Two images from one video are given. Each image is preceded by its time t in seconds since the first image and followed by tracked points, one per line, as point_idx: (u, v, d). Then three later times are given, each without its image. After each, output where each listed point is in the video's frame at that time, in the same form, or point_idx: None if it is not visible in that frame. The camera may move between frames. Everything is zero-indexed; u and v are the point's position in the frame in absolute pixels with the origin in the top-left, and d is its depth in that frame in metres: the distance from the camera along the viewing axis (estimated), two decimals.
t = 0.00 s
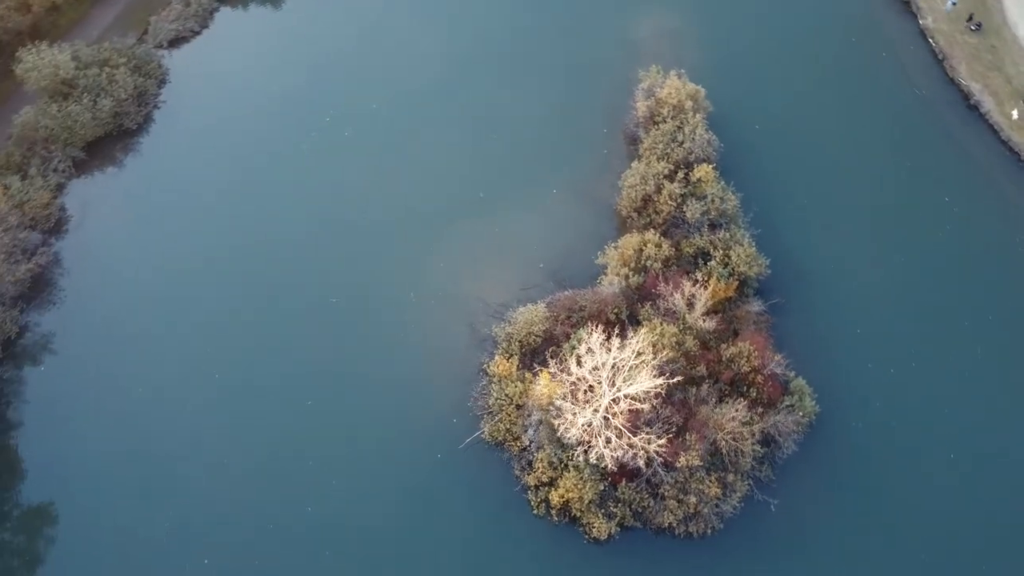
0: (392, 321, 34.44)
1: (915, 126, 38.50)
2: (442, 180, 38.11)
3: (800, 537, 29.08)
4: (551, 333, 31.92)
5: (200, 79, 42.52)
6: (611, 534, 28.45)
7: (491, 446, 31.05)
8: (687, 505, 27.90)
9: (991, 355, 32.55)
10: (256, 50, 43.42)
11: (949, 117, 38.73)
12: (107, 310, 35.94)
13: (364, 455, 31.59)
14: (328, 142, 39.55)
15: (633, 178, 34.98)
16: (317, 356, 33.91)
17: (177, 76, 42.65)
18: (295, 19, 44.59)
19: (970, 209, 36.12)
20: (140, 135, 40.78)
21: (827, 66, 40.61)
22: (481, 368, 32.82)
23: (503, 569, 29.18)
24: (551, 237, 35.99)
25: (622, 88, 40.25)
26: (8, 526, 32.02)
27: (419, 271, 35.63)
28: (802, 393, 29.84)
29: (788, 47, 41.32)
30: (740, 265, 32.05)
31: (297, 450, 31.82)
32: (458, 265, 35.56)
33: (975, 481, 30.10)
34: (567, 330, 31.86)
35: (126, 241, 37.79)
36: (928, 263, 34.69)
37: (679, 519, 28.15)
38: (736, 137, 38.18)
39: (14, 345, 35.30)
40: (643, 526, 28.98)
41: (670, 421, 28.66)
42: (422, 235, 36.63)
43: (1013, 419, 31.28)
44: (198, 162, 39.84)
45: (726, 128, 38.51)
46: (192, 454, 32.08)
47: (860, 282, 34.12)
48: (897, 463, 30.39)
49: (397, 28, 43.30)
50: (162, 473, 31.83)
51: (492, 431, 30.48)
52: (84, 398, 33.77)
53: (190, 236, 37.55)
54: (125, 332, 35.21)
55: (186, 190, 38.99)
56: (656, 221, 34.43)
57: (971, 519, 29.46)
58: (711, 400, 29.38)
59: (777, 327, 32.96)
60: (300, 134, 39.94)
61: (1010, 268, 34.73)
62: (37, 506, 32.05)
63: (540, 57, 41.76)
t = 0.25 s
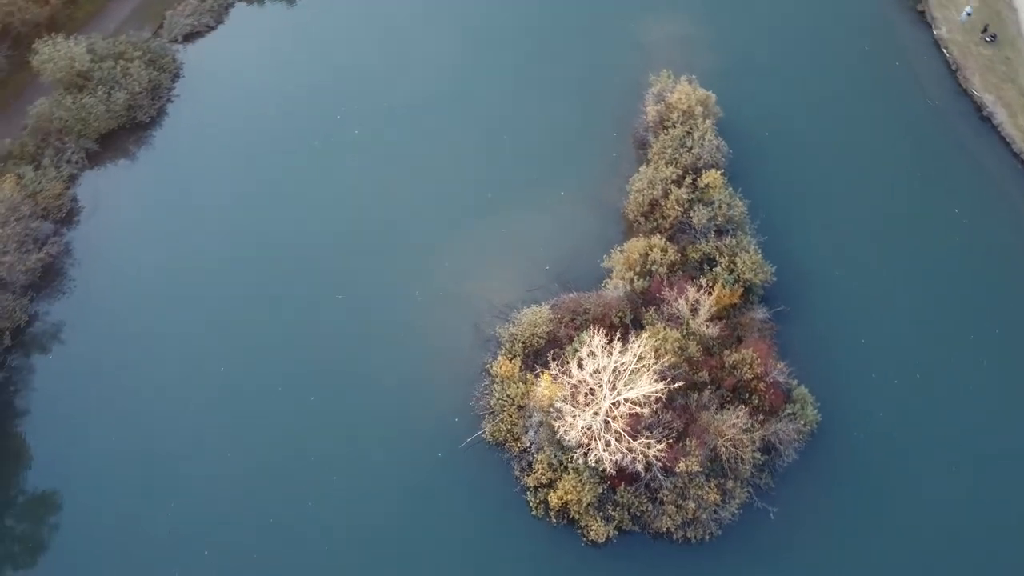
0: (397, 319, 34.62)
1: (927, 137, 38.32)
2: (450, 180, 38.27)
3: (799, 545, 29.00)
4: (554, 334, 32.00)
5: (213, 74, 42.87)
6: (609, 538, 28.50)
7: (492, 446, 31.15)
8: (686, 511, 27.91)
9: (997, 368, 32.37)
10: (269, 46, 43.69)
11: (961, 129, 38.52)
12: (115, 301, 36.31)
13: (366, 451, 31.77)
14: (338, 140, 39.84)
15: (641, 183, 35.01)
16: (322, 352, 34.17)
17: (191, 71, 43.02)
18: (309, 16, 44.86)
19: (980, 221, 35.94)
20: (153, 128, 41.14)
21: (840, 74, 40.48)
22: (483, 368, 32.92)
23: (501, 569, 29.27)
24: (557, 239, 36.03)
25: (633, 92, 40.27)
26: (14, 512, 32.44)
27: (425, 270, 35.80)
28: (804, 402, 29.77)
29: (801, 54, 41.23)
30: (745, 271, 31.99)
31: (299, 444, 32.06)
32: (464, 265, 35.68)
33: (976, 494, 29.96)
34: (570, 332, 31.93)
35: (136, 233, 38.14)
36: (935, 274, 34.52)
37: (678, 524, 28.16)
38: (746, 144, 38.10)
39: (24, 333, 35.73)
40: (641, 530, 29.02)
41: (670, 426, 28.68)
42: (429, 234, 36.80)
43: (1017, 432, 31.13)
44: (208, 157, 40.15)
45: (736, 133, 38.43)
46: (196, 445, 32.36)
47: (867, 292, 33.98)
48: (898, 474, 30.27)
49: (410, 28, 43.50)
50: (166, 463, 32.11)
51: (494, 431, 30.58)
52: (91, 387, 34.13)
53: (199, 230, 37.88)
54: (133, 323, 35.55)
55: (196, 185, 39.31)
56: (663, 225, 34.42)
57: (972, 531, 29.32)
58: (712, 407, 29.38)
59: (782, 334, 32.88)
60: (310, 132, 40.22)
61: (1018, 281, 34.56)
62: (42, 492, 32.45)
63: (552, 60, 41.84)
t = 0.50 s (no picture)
0: (403, 317, 34.84)
1: (940, 149, 38.14)
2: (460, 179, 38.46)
3: (796, 555, 28.97)
4: (558, 337, 32.10)
5: (229, 69, 43.25)
6: (606, 541, 28.58)
7: (492, 446, 31.29)
8: (683, 517, 27.95)
9: (1001, 383, 32.23)
10: (284, 42, 44.03)
11: (974, 143, 38.33)
12: (125, 291, 36.73)
13: (368, 448, 32.00)
14: (349, 137, 40.13)
15: (649, 188, 35.05)
16: (328, 347, 34.43)
17: (207, 65, 43.43)
18: (325, 12, 45.13)
19: (989, 235, 35.78)
20: (167, 120, 41.56)
21: (854, 84, 40.33)
22: (487, 368, 33.07)
23: (498, 568, 29.39)
24: (564, 242, 36.13)
25: (644, 96, 40.31)
26: (21, 496, 32.97)
27: (432, 269, 35.99)
28: (806, 412, 29.73)
29: (815, 63, 41.10)
30: (751, 279, 31.96)
31: (302, 439, 32.36)
32: (471, 265, 35.84)
33: (976, 509, 29.85)
34: (574, 335, 32.02)
35: (147, 224, 38.56)
36: (943, 288, 34.38)
37: (675, 530, 28.21)
38: (756, 151, 38.06)
39: (35, 320, 36.22)
40: (639, 534, 29.10)
41: (670, 432, 28.73)
42: (437, 233, 37.00)
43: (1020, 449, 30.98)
44: (221, 150, 40.51)
45: (747, 141, 38.40)
46: (200, 436, 32.71)
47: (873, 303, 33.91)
48: (898, 486, 30.20)
49: (425, 27, 43.70)
50: (170, 453, 32.47)
51: (495, 431, 30.72)
52: (99, 375, 34.58)
53: (210, 223, 38.24)
54: (142, 313, 35.95)
55: (208, 178, 39.67)
56: (670, 231, 34.44)
57: (971, 547, 29.22)
58: (713, 414, 29.40)
59: (786, 343, 32.84)
60: (322, 129, 40.54)
61: None
62: (48, 478, 32.94)
63: (565, 62, 41.95)
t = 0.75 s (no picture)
0: (408, 315, 35.02)
1: (951, 160, 37.90)
2: (469, 180, 38.60)
3: (794, 563, 28.91)
4: (562, 339, 32.17)
5: (242, 65, 43.56)
6: (603, 544, 28.62)
7: (493, 446, 31.39)
8: (681, 522, 27.95)
9: (1007, 396, 31.97)
10: (298, 39, 44.27)
11: (986, 155, 38.06)
12: (134, 282, 37.08)
13: (369, 444, 32.17)
14: (359, 135, 40.38)
15: (657, 193, 35.07)
16: (332, 343, 34.65)
17: (221, 59, 43.80)
18: (339, 10, 45.35)
19: (999, 247, 35.54)
20: (180, 114, 41.89)
21: (866, 92, 40.11)
22: (490, 368, 33.18)
23: (495, 568, 29.46)
24: (571, 244, 36.18)
25: (655, 101, 40.30)
26: (25, 483, 33.38)
27: (438, 268, 36.14)
28: (808, 420, 29.67)
29: (828, 70, 40.93)
30: (757, 286, 31.90)
31: (304, 434, 32.54)
32: (477, 265, 35.96)
33: (978, 523, 29.64)
34: (577, 337, 32.09)
35: (158, 217, 38.91)
36: (950, 300, 34.15)
37: (673, 535, 28.21)
38: (765, 158, 37.97)
39: (45, 309, 36.59)
40: (637, 538, 29.12)
41: (671, 437, 28.74)
42: (445, 232, 37.14)
43: None
44: (232, 145, 40.82)
45: (756, 147, 38.32)
46: (203, 429, 32.97)
47: (879, 313, 33.77)
48: (899, 497, 30.06)
49: (438, 27, 43.85)
50: (173, 444, 32.75)
51: (496, 431, 30.82)
52: (106, 365, 34.93)
53: (219, 217, 38.54)
54: (149, 305, 36.24)
55: (219, 173, 39.97)
56: (677, 236, 34.44)
57: (971, 560, 29.05)
58: (714, 420, 29.38)
59: (790, 351, 32.77)
60: (333, 126, 40.79)
61: None
62: (53, 466, 33.31)
63: (577, 65, 42.02)
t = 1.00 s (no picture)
0: (413, 313, 35.23)
1: (963, 172, 37.73)
2: (478, 180, 38.76)
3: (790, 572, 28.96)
4: (566, 341, 32.25)
5: (257, 59, 43.85)
6: (600, 547, 28.71)
7: (494, 446, 31.51)
8: (679, 528, 28.00)
9: (1010, 412, 31.86)
10: (312, 34, 44.46)
11: (998, 169, 37.86)
12: (145, 273, 37.47)
13: (370, 440, 32.42)
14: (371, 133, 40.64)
15: (665, 198, 35.07)
16: (338, 339, 34.92)
17: (236, 54, 44.12)
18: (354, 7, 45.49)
19: (1007, 262, 35.40)
20: (195, 108, 42.25)
21: (879, 101, 39.92)
22: (493, 368, 33.31)
23: (492, 567, 29.65)
24: (577, 247, 36.25)
25: (666, 106, 40.32)
26: (32, 468, 33.85)
27: (444, 267, 36.32)
28: (809, 430, 29.64)
29: (842, 78, 40.74)
30: (762, 294, 31.85)
31: (307, 428, 32.83)
32: (483, 266, 36.11)
33: (976, 538, 29.64)
34: (581, 340, 32.16)
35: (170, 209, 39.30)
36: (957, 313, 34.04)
37: (670, 540, 28.25)
38: (775, 166, 37.87)
39: (56, 296, 37.04)
40: (634, 543, 29.18)
41: (671, 442, 28.77)
42: (453, 232, 37.33)
43: None
44: (245, 140, 41.14)
45: (766, 154, 38.22)
46: (208, 420, 33.34)
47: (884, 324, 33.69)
48: (898, 511, 30.07)
49: (452, 26, 43.94)
50: (178, 435, 33.12)
51: (497, 432, 30.94)
52: (115, 354, 35.37)
53: (230, 211, 38.88)
54: (159, 296, 36.67)
55: (231, 167, 40.31)
56: (684, 242, 34.44)
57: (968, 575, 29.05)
58: (716, 427, 29.39)
59: (793, 360, 32.74)
60: (345, 124, 41.06)
61: None
62: (60, 452, 33.78)
63: (589, 69, 42.07)
